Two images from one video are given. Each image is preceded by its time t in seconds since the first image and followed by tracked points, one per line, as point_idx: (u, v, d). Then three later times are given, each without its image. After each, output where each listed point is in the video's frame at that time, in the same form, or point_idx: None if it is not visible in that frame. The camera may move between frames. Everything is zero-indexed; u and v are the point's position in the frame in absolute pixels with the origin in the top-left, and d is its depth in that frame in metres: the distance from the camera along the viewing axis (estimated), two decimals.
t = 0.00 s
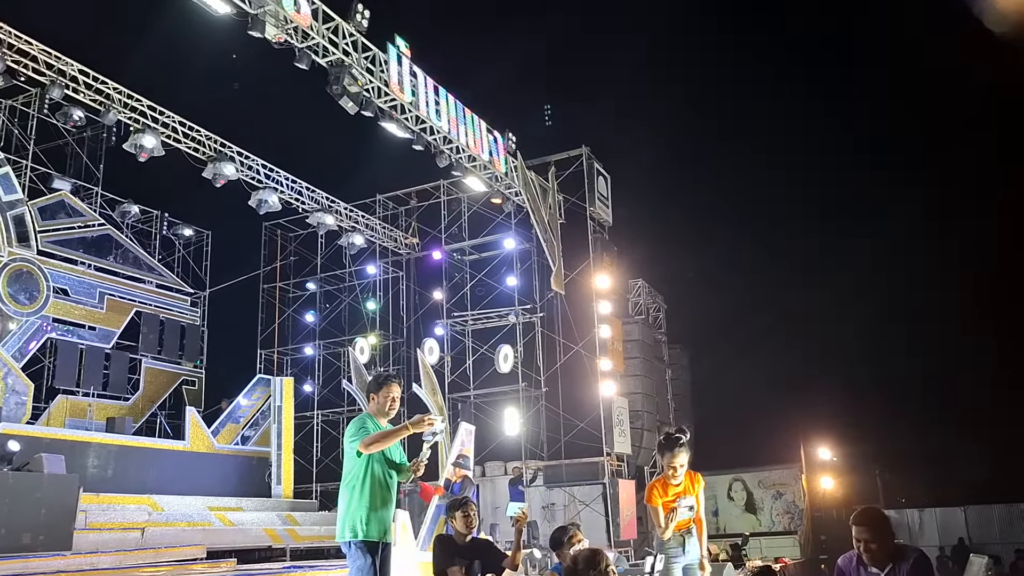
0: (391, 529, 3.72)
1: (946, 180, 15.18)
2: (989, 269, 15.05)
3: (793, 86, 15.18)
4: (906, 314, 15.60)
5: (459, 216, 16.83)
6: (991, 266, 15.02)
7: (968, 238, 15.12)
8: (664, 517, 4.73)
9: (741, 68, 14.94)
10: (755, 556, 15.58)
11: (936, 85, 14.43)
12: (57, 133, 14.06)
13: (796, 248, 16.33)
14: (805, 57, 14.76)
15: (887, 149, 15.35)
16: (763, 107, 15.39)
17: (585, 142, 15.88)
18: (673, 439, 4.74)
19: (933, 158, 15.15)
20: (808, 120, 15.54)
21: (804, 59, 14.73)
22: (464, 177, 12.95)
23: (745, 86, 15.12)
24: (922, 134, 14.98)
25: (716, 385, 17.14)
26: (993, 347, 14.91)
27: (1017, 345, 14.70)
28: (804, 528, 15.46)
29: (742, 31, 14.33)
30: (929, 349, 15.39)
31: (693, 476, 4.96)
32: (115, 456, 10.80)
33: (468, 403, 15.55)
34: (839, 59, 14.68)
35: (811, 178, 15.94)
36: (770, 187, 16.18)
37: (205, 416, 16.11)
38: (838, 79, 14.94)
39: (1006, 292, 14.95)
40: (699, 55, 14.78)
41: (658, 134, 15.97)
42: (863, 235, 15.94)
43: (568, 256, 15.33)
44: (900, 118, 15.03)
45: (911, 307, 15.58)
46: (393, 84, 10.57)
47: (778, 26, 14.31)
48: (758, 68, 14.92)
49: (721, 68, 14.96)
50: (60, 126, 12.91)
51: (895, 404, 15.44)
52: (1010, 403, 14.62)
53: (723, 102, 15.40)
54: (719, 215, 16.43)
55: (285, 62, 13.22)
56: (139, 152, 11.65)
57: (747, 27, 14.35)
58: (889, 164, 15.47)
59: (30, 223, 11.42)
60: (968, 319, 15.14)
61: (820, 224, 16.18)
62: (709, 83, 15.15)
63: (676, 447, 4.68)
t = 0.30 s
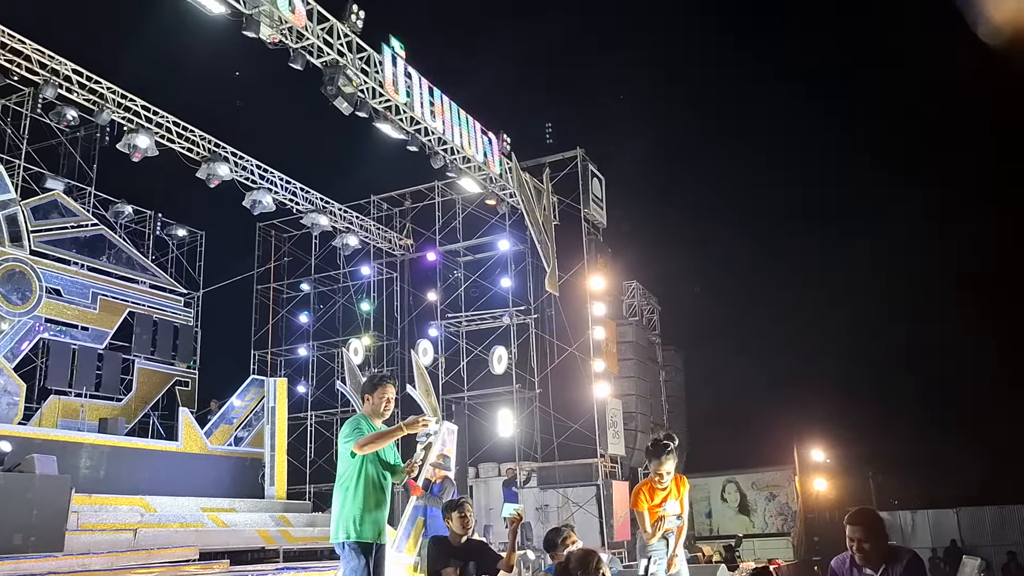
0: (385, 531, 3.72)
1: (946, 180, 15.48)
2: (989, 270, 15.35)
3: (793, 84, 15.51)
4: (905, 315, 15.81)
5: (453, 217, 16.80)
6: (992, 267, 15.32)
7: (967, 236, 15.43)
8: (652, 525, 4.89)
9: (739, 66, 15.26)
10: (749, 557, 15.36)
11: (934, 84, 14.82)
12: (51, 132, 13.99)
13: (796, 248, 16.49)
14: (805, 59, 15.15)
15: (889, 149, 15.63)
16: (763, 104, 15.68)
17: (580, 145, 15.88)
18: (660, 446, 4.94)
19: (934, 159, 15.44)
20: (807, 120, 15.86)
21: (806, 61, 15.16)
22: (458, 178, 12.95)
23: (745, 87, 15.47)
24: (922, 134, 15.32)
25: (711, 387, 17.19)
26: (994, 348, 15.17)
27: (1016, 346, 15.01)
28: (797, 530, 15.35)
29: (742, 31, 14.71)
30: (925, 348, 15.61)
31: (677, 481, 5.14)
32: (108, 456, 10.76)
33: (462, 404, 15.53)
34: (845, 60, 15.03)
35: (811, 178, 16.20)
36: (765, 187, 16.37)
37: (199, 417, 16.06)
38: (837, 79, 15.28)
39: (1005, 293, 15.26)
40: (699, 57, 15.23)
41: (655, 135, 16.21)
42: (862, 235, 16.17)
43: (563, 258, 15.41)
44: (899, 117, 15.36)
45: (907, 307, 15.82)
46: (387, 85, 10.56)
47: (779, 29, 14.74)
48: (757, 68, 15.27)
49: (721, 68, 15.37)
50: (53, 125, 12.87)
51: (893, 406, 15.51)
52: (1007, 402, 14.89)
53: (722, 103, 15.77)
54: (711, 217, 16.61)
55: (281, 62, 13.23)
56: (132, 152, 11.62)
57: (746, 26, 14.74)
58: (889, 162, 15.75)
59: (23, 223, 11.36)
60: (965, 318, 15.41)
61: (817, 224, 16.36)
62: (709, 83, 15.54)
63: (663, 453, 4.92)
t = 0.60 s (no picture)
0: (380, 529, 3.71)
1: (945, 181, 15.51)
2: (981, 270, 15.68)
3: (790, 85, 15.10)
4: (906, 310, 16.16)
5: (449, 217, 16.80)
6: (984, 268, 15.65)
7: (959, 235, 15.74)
8: (643, 526, 4.89)
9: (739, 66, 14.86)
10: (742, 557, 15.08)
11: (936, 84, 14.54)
12: (44, 130, 13.89)
13: (796, 246, 16.68)
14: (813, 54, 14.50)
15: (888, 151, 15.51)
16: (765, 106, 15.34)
17: (575, 145, 15.87)
18: (650, 445, 4.94)
19: (933, 162, 15.48)
20: (807, 120, 15.63)
21: (805, 61, 14.72)
22: (454, 177, 12.93)
23: (744, 87, 15.10)
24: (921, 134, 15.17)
25: (707, 387, 17.24)
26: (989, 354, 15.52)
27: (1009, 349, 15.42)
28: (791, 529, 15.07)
29: (742, 31, 14.18)
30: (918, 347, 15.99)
31: (668, 481, 5.13)
32: (101, 456, 10.72)
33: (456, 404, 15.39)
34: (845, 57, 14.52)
35: (810, 178, 16.15)
36: (762, 186, 16.39)
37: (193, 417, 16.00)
38: (836, 79, 14.91)
39: (993, 294, 15.62)
40: (699, 56, 14.81)
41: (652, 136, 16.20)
42: (862, 236, 16.33)
43: (557, 258, 15.33)
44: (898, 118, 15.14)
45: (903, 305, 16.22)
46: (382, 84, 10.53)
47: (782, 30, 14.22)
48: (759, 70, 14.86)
49: (721, 69, 14.95)
50: (47, 123, 12.82)
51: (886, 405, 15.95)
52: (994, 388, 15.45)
53: (717, 100, 15.48)
54: (707, 218, 16.69)
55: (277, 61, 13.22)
56: (127, 151, 11.59)
57: (747, 27, 14.21)
58: (888, 162, 15.66)
59: (16, 221, 11.43)
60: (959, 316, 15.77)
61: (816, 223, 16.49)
62: (709, 83, 15.18)
63: (652, 451, 4.91)
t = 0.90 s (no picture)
0: (376, 529, 3.71)
1: (946, 182, 15.71)
2: (979, 269, 15.66)
3: (789, 82, 15.28)
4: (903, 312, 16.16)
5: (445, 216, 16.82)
6: (982, 267, 15.63)
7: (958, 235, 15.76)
8: (636, 524, 4.90)
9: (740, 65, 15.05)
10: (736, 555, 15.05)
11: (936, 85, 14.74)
12: (39, 129, 13.86)
13: (796, 246, 16.71)
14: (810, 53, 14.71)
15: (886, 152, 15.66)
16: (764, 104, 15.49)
17: (571, 144, 15.88)
18: (642, 442, 4.95)
19: (934, 164, 15.63)
20: (807, 120, 15.78)
21: (806, 61, 14.95)
22: (450, 177, 12.89)
23: (745, 86, 15.30)
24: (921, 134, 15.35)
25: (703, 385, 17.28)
26: (989, 350, 15.50)
27: (1010, 348, 15.38)
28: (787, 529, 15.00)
29: (742, 30, 14.44)
30: (916, 345, 15.99)
31: (661, 481, 5.13)
32: (95, 455, 10.69)
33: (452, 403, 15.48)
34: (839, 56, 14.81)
35: (810, 178, 16.25)
36: (759, 186, 16.46)
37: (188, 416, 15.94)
38: (836, 79, 15.14)
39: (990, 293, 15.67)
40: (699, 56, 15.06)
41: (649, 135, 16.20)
42: (862, 236, 16.35)
43: (553, 257, 15.35)
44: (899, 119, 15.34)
45: (901, 305, 16.20)
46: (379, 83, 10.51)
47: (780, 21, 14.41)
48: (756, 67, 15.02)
49: (721, 68, 15.19)
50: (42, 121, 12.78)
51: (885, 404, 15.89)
52: (994, 381, 15.43)
53: (719, 102, 15.67)
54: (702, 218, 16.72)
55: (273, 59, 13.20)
56: (122, 149, 11.56)
57: (747, 26, 14.49)
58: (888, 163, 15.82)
59: (10, 219, 11.40)
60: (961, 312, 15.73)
61: (813, 223, 16.53)
62: (709, 83, 15.38)
63: (646, 448, 4.93)
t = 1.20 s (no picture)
0: (372, 527, 3.71)
1: (946, 181, 15.66)
2: (970, 271, 15.85)
3: (789, 70, 14.91)
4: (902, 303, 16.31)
5: (440, 214, 16.82)
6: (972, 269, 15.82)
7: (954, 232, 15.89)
8: (628, 519, 4.90)
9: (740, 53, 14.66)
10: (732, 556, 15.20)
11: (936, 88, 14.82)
12: (34, 125, 13.80)
13: (793, 245, 16.70)
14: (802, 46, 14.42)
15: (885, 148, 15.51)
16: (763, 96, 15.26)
17: (567, 143, 15.91)
18: (634, 438, 4.94)
19: (934, 163, 15.46)
20: (807, 120, 15.65)
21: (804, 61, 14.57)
22: (446, 175, 12.92)
23: (745, 86, 15.13)
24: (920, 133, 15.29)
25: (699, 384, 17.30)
26: (986, 355, 15.79)
27: (1007, 348, 15.67)
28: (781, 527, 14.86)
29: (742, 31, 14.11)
30: (909, 344, 16.21)
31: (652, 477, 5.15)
32: (91, 453, 10.66)
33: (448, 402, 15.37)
34: (839, 47, 14.49)
35: (810, 177, 16.16)
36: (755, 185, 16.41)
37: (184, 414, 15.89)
38: (833, 79, 14.98)
39: (985, 292, 15.78)
40: (699, 55, 14.78)
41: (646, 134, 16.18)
42: (859, 235, 16.35)
43: (549, 256, 15.38)
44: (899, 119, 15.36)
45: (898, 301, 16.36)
46: (375, 81, 10.52)
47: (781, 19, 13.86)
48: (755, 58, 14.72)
49: (721, 68, 14.97)
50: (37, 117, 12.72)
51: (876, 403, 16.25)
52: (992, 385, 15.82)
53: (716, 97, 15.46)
54: (699, 216, 16.72)
55: (269, 56, 13.15)
56: (117, 146, 11.52)
57: (746, 27, 14.12)
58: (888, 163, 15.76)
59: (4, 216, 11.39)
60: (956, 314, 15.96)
61: (810, 221, 16.55)
62: (709, 83, 15.21)
63: (638, 444, 4.91)
